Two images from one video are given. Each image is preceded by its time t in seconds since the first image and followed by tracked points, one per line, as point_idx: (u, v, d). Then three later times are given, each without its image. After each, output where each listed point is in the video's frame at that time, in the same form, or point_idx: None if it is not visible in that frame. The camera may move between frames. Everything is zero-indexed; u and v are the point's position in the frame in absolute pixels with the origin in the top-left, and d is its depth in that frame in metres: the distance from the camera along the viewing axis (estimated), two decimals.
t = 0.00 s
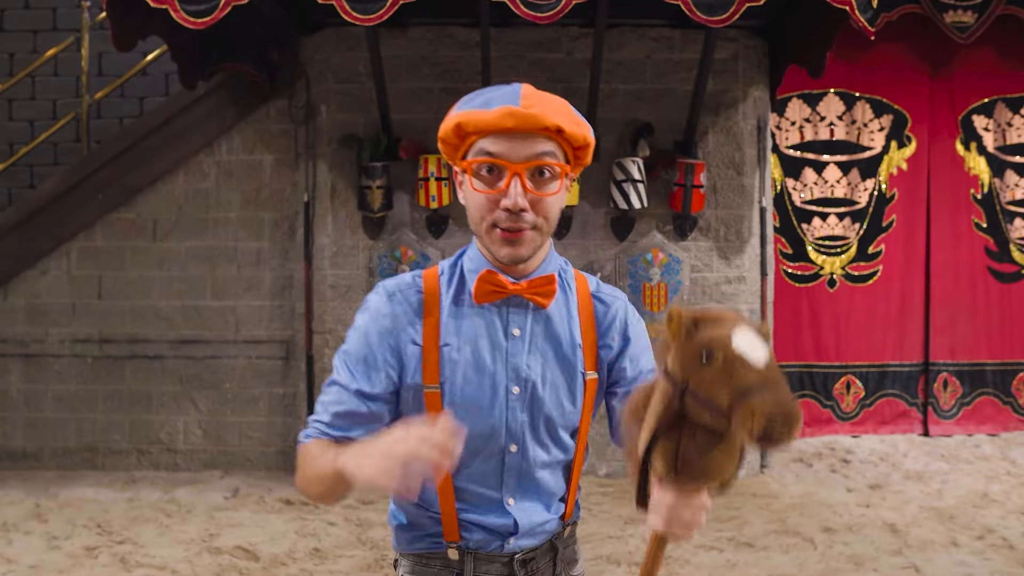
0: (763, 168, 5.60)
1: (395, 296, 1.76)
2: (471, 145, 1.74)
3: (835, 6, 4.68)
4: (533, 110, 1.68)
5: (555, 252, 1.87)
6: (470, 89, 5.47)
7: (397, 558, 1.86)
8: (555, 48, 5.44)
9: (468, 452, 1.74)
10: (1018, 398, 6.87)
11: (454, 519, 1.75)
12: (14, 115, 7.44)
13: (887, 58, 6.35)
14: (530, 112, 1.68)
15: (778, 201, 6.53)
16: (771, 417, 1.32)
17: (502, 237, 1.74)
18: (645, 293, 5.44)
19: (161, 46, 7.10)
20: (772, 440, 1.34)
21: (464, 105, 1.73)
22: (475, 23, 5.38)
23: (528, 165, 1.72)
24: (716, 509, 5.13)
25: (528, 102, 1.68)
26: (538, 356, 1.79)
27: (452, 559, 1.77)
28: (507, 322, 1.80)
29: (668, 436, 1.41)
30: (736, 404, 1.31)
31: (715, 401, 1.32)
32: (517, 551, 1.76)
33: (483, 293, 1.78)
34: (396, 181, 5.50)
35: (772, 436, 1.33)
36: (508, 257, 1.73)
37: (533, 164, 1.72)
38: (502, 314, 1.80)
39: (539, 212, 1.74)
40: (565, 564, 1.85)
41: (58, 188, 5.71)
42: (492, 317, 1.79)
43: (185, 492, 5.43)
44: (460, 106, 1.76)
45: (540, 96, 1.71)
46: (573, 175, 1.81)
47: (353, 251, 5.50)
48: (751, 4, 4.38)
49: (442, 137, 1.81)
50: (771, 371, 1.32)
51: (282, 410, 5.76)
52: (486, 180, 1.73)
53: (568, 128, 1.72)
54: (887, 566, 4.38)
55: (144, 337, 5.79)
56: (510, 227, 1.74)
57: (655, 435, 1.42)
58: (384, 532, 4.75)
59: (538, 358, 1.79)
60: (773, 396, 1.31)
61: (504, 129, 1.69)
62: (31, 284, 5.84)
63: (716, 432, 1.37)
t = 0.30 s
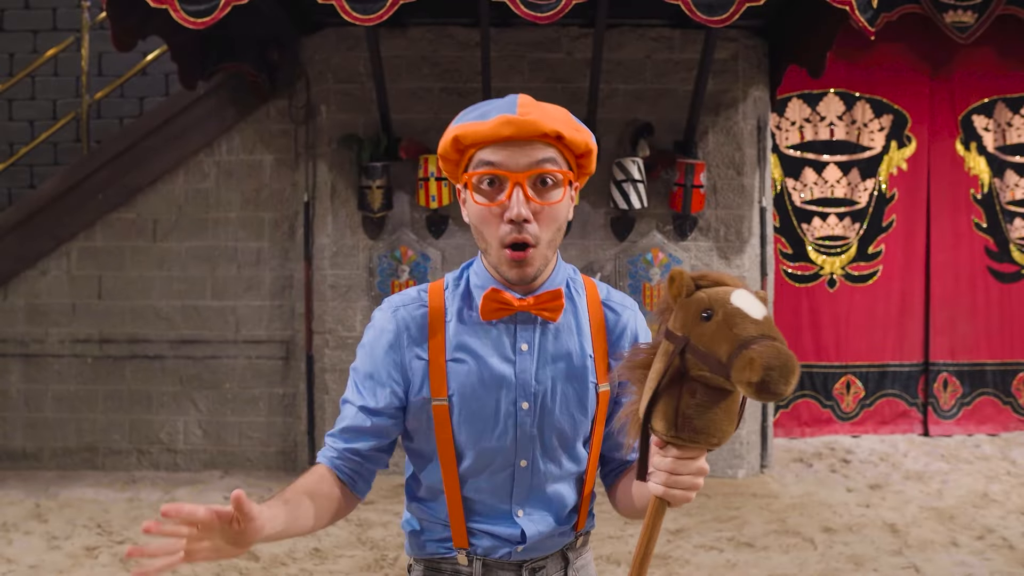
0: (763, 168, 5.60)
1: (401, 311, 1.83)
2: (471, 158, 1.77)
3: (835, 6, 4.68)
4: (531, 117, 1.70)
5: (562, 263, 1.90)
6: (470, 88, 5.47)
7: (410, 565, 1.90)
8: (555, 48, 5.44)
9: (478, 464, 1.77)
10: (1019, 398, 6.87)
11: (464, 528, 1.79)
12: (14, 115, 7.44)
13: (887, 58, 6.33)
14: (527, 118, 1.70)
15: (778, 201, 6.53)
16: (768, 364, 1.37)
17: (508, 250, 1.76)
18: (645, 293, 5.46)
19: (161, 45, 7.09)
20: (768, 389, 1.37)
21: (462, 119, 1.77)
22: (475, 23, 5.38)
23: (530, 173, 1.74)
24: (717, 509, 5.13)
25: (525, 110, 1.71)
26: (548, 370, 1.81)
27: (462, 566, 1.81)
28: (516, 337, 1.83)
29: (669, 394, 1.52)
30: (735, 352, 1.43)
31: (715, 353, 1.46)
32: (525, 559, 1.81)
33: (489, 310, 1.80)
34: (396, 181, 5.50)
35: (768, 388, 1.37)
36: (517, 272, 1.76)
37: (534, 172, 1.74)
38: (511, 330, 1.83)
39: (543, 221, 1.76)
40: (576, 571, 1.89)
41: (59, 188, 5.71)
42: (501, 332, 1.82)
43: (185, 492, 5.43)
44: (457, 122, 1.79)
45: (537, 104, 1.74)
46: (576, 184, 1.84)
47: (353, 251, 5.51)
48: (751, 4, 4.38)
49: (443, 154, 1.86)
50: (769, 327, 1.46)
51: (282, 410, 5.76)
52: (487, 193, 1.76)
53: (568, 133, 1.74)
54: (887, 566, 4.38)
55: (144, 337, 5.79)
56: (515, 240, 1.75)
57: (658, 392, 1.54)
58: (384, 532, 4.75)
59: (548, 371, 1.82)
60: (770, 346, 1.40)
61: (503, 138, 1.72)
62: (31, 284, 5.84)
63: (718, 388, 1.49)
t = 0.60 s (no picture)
0: (763, 168, 5.60)
1: (411, 309, 1.84)
2: (483, 165, 1.78)
3: (835, 6, 4.68)
4: (541, 128, 1.70)
5: (571, 266, 1.90)
6: (470, 88, 5.47)
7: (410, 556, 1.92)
8: (555, 48, 5.44)
9: (478, 460, 1.80)
10: (1018, 398, 6.87)
11: (461, 521, 1.81)
12: (14, 115, 7.44)
13: (888, 58, 6.26)
14: (538, 130, 1.70)
15: (778, 201, 6.53)
16: (738, 370, 1.43)
17: (517, 258, 1.79)
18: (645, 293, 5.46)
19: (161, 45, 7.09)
20: (739, 394, 1.43)
21: (474, 126, 1.78)
22: (475, 23, 5.38)
23: (539, 183, 1.75)
24: (716, 509, 5.13)
25: (536, 120, 1.71)
26: (551, 372, 1.82)
27: (459, 558, 1.83)
28: (520, 338, 1.83)
29: (652, 398, 1.57)
30: (709, 357, 1.48)
31: (691, 358, 1.52)
32: (521, 554, 1.83)
33: (495, 310, 1.80)
34: (396, 181, 5.50)
35: (739, 393, 1.43)
36: (524, 282, 1.80)
37: (544, 182, 1.75)
38: (517, 331, 1.84)
39: (552, 230, 1.77)
40: (574, 568, 1.89)
41: (59, 188, 5.71)
42: (507, 332, 1.83)
43: (185, 492, 5.43)
44: (470, 127, 1.80)
45: (549, 114, 1.74)
46: (586, 191, 1.84)
47: (352, 251, 5.51)
48: (751, 4, 4.38)
49: (455, 158, 1.86)
50: (744, 330, 1.51)
51: (282, 410, 5.76)
52: (497, 200, 1.76)
53: (578, 144, 1.74)
54: (887, 566, 4.38)
55: (144, 337, 5.79)
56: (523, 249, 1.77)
57: (641, 396, 1.59)
58: (384, 532, 4.75)
59: (550, 372, 1.82)
60: (740, 350, 1.45)
61: (514, 148, 1.72)
62: (31, 284, 5.84)
63: (698, 391, 1.54)
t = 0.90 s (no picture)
0: (763, 168, 5.60)
1: (408, 301, 1.84)
2: (483, 153, 1.77)
3: (835, 6, 4.68)
4: (542, 115, 1.70)
5: (570, 259, 1.92)
6: (470, 89, 5.47)
7: (403, 550, 1.91)
8: (555, 48, 5.44)
9: (477, 454, 1.80)
10: (1018, 398, 6.87)
11: (458, 516, 1.81)
12: (14, 115, 7.44)
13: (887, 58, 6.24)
14: (538, 117, 1.70)
15: (778, 201, 6.53)
16: (737, 383, 1.42)
17: (517, 242, 1.75)
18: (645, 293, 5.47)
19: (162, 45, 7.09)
20: (737, 406, 1.43)
21: (475, 115, 1.78)
22: (475, 23, 5.38)
23: (540, 170, 1.74)
24: (716, 509, 5.13)
25: (536, 108, 1.71)
26: (550, 365, 1.83)
27: (455, 553, 1.83)
28: (520, 331, 1.84)
29: (648, 398, 1.58)
30: (708, 365, 1.48)
31: (689, 364, 1.51)
32: (517, 548, 1.82)
33: (496, 302, 1.82)
34: (396, 181, 5.50)
35: (738, 404, 1.42)
36: (523, 265, 1.76)
37: (544, 169, 1.74)
38: (516, 324, 1.85)
39: (553, 218, 1.76)
40: (568, 564, 1.89)
41: (59, 188, 5.71)
42: (506, 324, 1.84)
43: (185, 492, 5.43)
44: (470, 117, 1.80)
45: (549, 101, 1.74)
46: (586, 180, 1.84)
47: (352, 251, 5.51)
48: (751, 4, 4.38)
49: (456, 148, 1.86)
50: (744, 338, 1.50)
51: (282, 410, 5.76)
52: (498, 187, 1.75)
53: (578, 132, 1.74)
54: (887, 566, 4.38)
55: (144, 337, 5.79)
56: (523, 234, 1.75)
57: (637, 395, 1.59)
58: (384, 532, 4.75)
59: (549, 366, 1.83)
60: (740, 362, 1.44)
61: (514, 135, 1.72)
62: (31, 284, 5.84)
63: (694, 393, 1.54)
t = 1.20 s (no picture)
0: (763, 168, 5.60)
1: (391, 317, 1.70)
2: (469, 153, 1.69)
3: (835, 6, 4.68)
4: (533, 115, 1.64)
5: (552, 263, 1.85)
6: (470, 88, 5.47)
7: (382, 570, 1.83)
8: (555, 48, 5.44)
9: (466, 470, 1.71)
10: (1018, 398, 6.87)
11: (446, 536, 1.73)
12: (14, 115, 7.44)
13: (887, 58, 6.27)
14: (529, 117, 1.64)
15: (778, 201, 6.53)
16: (745, 430, 1.26)
17: (503, 243, 1.71)
18: (645, 293, 5.46)
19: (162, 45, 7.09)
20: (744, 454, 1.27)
21: (459, 114, 1.70)
22: (475, 23, 5.38)
23: (528, 171, 1.68)
24: (716, 509, 5.13)
25: (526, 108, 1.65)
26: (536, 372, 1.76)
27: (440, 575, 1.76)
28: (504, 337, 1.77)
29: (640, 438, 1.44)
30: (709, 412, 1.31)
31: (688, 408, 1.34)
32: (504, 564, 1.78)
33: (479, 308, 1.74)
34: (396, 181, 5.49)
35: (743, 453, 1.27)
36: (509, 268, 1.71)
37: (533, 171, 1.68)
38: (501, 328, 1.78)
39: (541, 219, 1.71)
40: None
41: (59, 188, 5.71)
42: (491, 331, 1.77)
43: (185, 492, 5.43)
44: (455, 114, 1.72)
45: (537, 101, 1.68)
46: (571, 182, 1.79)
47: (352, 251, 5.51)
48: (751, 4, 4.38)
49: (435, 148, 1.77)
50: (746, 378, 1.32)
51: (282, 410, 5.77)
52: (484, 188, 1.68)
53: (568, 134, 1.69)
54: (887, 566, 4.38)
55: (144, 337, 5.79)
56: (510, 235, 1.71)
57: (628, 435, 1.45)
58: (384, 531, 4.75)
59: (534, 372, 1.76)
60: (746, 406, 1.28)
61: (503, 135, 1.65)
62: (31, 284, 5.84)
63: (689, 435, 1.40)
